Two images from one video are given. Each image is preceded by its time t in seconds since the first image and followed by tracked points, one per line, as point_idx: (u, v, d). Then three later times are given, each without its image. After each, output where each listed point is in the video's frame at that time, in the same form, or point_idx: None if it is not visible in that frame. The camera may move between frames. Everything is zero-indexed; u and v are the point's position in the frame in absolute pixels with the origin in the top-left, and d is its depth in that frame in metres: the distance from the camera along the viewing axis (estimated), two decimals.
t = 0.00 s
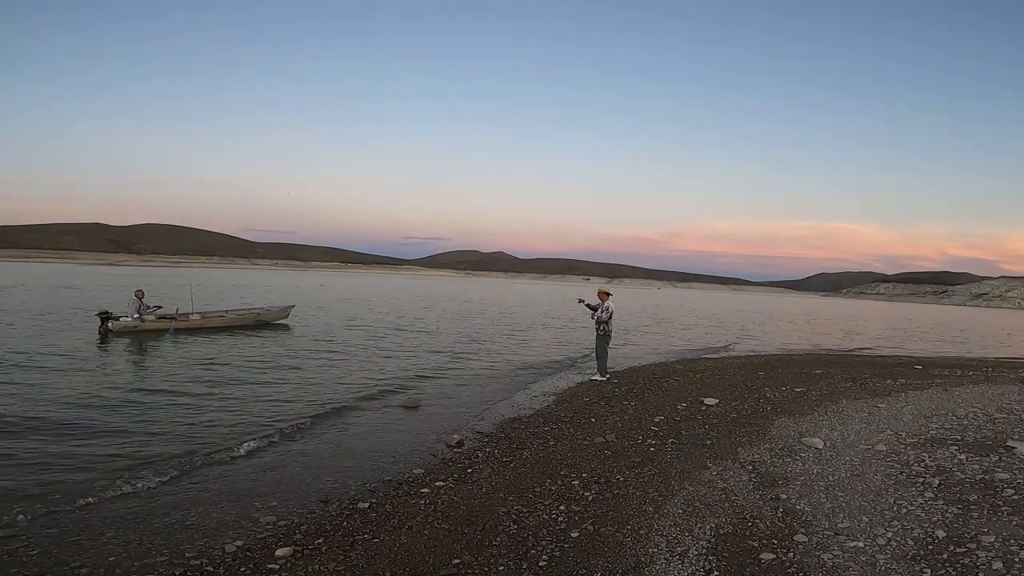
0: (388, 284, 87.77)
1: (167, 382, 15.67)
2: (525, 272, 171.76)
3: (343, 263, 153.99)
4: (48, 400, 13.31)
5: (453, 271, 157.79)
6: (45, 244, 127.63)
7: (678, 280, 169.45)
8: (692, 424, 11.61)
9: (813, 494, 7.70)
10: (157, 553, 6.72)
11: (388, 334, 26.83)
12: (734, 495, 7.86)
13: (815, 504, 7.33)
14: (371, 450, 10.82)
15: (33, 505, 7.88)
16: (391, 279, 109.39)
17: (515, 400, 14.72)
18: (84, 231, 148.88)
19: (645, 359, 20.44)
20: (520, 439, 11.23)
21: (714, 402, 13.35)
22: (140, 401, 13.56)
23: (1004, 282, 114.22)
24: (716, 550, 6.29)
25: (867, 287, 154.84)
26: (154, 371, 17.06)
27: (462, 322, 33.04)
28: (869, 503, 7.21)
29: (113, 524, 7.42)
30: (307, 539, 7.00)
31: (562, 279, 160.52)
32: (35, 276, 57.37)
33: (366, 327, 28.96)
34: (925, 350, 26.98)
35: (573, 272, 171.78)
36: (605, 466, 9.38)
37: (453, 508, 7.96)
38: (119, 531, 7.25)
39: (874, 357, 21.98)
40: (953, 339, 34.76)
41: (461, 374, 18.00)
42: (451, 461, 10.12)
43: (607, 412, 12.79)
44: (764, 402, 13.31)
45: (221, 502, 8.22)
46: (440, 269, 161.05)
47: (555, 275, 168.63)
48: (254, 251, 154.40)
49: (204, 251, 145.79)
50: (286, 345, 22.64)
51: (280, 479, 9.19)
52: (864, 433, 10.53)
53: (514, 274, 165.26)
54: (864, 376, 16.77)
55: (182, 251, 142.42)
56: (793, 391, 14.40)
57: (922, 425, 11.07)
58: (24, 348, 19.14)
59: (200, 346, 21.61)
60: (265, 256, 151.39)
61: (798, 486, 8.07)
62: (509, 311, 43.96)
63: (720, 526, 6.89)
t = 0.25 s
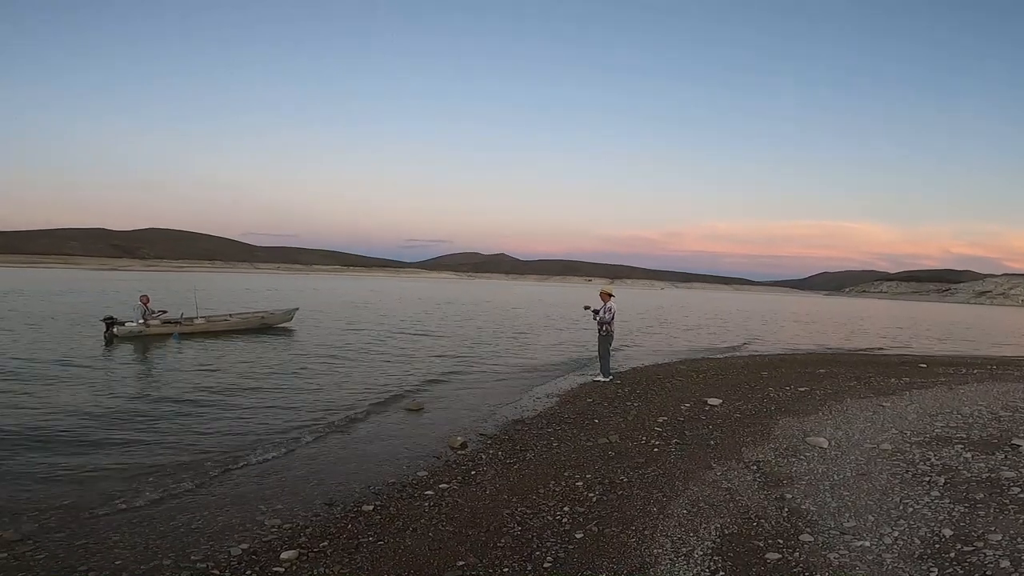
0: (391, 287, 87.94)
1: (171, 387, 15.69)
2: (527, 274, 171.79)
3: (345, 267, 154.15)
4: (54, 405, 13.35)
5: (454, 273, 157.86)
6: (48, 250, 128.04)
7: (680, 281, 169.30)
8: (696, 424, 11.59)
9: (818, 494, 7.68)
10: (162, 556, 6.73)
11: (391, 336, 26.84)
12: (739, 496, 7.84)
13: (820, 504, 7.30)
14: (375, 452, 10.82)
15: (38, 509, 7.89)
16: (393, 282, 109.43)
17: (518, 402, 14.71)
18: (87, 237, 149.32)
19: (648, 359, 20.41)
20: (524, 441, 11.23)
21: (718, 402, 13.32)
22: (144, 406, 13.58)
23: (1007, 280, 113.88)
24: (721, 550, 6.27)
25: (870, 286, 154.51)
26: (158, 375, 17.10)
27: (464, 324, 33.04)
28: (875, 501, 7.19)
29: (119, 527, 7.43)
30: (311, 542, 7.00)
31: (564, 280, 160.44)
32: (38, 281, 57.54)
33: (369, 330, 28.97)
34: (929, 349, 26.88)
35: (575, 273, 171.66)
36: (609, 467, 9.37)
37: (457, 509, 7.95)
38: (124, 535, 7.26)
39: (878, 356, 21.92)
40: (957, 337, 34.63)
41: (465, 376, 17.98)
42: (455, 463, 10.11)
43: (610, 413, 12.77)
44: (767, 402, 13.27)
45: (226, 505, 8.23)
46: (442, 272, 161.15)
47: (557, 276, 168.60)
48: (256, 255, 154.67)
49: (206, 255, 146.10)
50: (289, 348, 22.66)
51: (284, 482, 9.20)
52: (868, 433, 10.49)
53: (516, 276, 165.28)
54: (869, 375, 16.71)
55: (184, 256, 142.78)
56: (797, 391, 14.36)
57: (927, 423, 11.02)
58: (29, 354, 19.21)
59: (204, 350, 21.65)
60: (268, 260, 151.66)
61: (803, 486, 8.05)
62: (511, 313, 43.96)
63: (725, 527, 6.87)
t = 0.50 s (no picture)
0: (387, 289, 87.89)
1: (168, 389, 15.65)
2: (524, 275, 171.86)
3: (341, 269, 153.97)
4: (51, 408, 13.32)
5: (451, 275, 157.89)
6: (42, 252, 127.50)
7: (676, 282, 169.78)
8: (693, 425, 11.62)
9: (814, 494, 7.71)
10: (159, 558, 6.72)
11: (387, 338, 26.83)
12: (736, 496, 7.87)
13: (817, 504, 7.33)
14: (372, 455, 10.79)
15: (35, 512, 7.86)
16: (389, 284, 109.33)
17: (515, 404, 14.71)
18: (82, 239, 148.91)
19: (645, 361, 20.44)
20: (521, 443, 11.24)
21: (714, 403, 13.36)
22: (140, 409, 13.53)
23: (1002, 281, 114.40)
24: (718, 551, 6.29)
25: (865, 287, 155.00)
26: (155, 378, 17.07)
27: (461, 326, 33.05)
28: (871, 502, 7.23)
29: (115, 530, 7.41)
30: (309, 545, 7.00)
31: (561, 282, 160.49)
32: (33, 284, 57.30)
33: (366, 332, 28.95)
34: (924, 349, 26.98)
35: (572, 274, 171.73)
36: (606, 469, 9.38)
37: (454, 511, 7.96)
38: (121, 537, 7.24)
39: (873, 357, 21.99)
40: (952, 338, 34.76)
41: (461, 378, 17.99)
42: (452, 465, 10.11)
43: (607, 414, 12.79)
44: (763, 403, 13.31)
45: (224, 508, 8.21)
46: (438, 274, 161.13)
47: (553, 278, 168.75)
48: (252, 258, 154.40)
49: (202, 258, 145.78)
50: (286, 351, 22.62)
51: (281, 484, 9.19)
52: (864, 433, 10.54)
53: (512, 278, 165.26)
54: (865, 376, 16.76)
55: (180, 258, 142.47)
56: (793, 392, 14.41)
57: (922, 424, 11.07)
58: (25, 357, 19.15)
59: (201, 353, 21.62)
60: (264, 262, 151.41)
61: (799, 486, 8.09)
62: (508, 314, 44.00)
63: (722, 527, 6.90)
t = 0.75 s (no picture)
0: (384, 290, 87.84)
1: (164, 391, 15.62)
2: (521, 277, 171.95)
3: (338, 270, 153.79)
4: (47, 409, 13.28)
5: (448, 277, 157.86)
6: (38, 253, 127.08)
7: (673, 284, 170.00)
8: (689, 427, 11.65)
9: (810, 496, 7.73)
10: (156, 560, 6.70)
11: (385, 340, 26.80)
12: (732, 498, 7.89)
13: (813, 506, 7.36)
14: (368, 457, 10.78)
15: (31, 513, 7.84)
16: (386, 285, 109.31)
17: (512, 405, 14.72)
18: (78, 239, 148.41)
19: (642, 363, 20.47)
20: (518, 444, 11.25)
21: (711, 405, 13.38)
22: (136, 410, 13.50)
23: (997, 283, 114.88)
24: (715, 552, 6.31)
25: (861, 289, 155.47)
26: (152, 379, 17.04)
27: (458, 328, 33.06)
28: (866, 503, 7.25)
29: (111, 532, 7.39)
30: (306, 546, 6.99)
31: (558, 284, 160.56)
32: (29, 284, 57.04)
33: (363, 333, 28.94)
34: (919, 351, 27.09)
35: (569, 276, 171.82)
36: (603, 470, 9.40)
37: (451, 513, 7.96)
38: (116, 539, 7.21)
39: (869, 359, 22.06)
40: (947, 340, 34.89)
41: (458, 380, 18.00)
42: (449, 467, 10.11)
43: (604, 416, 12.82)
44: (760, 405, 13.34)
45: (220, 510, 8.19)
46: (435, 275, 161.08)
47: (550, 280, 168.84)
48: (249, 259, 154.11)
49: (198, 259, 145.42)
50: (283, 352, 22.59)
51: (277, 486, 9.17)
52: (860, 435, 10.58)
53: (509, 280, 165.31)
54: (860, 378, 16.82)
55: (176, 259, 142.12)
56: (789, 394, 14.45)
57: (917, 425, 11.11)
58: (22, 358, 19.08)
59: (198, 354, 21.58)
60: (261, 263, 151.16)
61: (795, 488, 8.11)
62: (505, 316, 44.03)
63: (718, 529, 6.92)
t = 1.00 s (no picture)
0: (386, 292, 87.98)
1: (166, 393, 15.63)
2: (522, 278, 172.03)
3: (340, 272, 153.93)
4: (51, 411, 13.32)
5: (449, 278, 157.95)
6: (41, 256, 127.49)
7: (674, 285, 169.91)
8: (692, 428, 11.64)
9: (813, 496, 7.73)
10: (159, 561, 6.71)
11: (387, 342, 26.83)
12: (734, 499, 7.88)
13: (815, 506, 7.36)
14: (370, 458, 10.77)
15: (35, 515, 7.86)
16: (387, 287, 109.43)
17: (514, 407, 14.71)
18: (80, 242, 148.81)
19: (644, 363, 20.46)
20: (520, 446, 11.25)
21: (713, 406, 13.37)
22: (140, 412, 13.53)
23: (999, 283, 114.65)
24: (717, 553, 6.31)
25: (863, 289, 155.26)
26: (155, 382, 17.07)
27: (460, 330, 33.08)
28: (869, 504, 7.25)
29: (115, 533, 7.40)
30: (309, 547, 7.00)
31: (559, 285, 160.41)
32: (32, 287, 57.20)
33: (365, 335, 28.96)
34: (921, 352, 27.03)
35: (570, 277, 171.64)
36: (606, 472, 9.39)
37: (453, 514, 7.97)
38: (120, 540, 7.23)
39: (872, 359, 22.02)
40: (949, 340, 34.82)
41: (460, 381, 18.00)
42: (451, 468, 10.11)
43: (606, 417, 12.81)
44: (762, 406, 13.33)
45: (223, 511, 8.20)
46: (437, 277, 161.18)
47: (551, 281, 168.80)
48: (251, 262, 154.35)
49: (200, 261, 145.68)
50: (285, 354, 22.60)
51: (280, 488, 9.17)
52: (863, 435, 10.56)
53: (510, 281, 165.34)
54: (863, 378, 16.79)
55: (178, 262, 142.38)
56: (791, 395, 14.44)
57: (920, 426, 11.09)
58: (25, 361, 19.13)
59: (201, 356, 21.62)
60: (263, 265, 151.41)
61: (798, 488, 8.11)
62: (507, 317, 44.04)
63: (720, 529, 6.92)
